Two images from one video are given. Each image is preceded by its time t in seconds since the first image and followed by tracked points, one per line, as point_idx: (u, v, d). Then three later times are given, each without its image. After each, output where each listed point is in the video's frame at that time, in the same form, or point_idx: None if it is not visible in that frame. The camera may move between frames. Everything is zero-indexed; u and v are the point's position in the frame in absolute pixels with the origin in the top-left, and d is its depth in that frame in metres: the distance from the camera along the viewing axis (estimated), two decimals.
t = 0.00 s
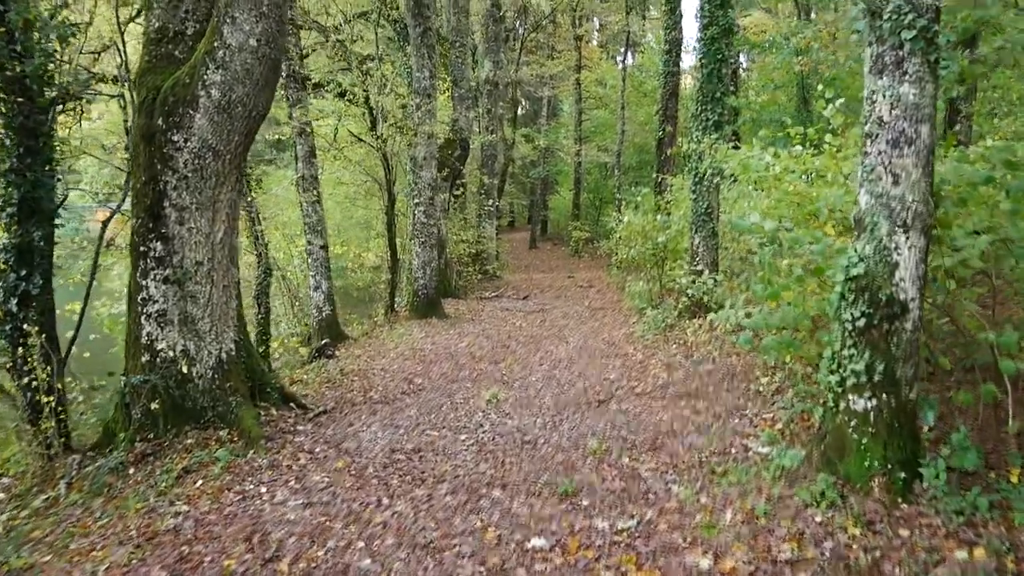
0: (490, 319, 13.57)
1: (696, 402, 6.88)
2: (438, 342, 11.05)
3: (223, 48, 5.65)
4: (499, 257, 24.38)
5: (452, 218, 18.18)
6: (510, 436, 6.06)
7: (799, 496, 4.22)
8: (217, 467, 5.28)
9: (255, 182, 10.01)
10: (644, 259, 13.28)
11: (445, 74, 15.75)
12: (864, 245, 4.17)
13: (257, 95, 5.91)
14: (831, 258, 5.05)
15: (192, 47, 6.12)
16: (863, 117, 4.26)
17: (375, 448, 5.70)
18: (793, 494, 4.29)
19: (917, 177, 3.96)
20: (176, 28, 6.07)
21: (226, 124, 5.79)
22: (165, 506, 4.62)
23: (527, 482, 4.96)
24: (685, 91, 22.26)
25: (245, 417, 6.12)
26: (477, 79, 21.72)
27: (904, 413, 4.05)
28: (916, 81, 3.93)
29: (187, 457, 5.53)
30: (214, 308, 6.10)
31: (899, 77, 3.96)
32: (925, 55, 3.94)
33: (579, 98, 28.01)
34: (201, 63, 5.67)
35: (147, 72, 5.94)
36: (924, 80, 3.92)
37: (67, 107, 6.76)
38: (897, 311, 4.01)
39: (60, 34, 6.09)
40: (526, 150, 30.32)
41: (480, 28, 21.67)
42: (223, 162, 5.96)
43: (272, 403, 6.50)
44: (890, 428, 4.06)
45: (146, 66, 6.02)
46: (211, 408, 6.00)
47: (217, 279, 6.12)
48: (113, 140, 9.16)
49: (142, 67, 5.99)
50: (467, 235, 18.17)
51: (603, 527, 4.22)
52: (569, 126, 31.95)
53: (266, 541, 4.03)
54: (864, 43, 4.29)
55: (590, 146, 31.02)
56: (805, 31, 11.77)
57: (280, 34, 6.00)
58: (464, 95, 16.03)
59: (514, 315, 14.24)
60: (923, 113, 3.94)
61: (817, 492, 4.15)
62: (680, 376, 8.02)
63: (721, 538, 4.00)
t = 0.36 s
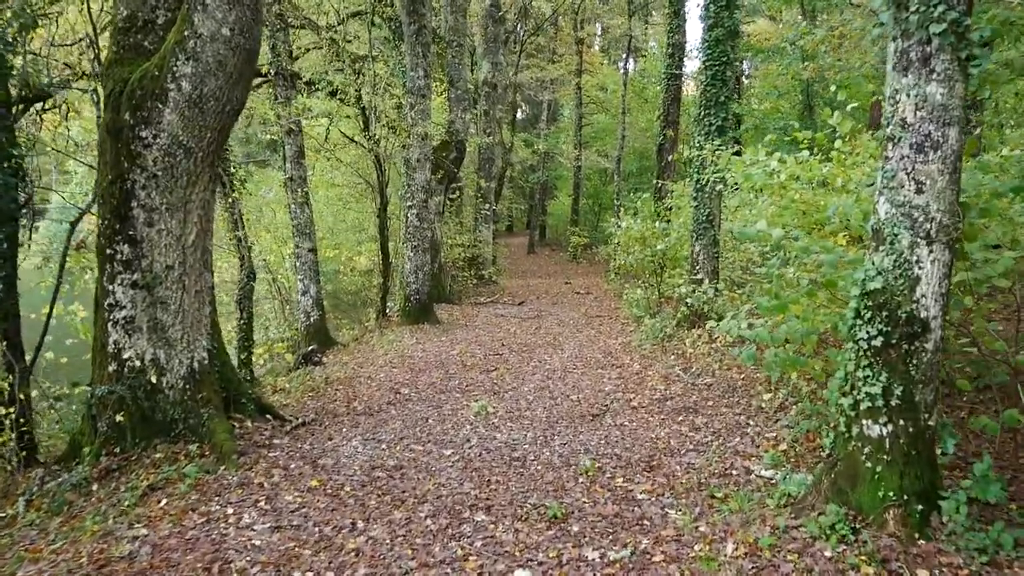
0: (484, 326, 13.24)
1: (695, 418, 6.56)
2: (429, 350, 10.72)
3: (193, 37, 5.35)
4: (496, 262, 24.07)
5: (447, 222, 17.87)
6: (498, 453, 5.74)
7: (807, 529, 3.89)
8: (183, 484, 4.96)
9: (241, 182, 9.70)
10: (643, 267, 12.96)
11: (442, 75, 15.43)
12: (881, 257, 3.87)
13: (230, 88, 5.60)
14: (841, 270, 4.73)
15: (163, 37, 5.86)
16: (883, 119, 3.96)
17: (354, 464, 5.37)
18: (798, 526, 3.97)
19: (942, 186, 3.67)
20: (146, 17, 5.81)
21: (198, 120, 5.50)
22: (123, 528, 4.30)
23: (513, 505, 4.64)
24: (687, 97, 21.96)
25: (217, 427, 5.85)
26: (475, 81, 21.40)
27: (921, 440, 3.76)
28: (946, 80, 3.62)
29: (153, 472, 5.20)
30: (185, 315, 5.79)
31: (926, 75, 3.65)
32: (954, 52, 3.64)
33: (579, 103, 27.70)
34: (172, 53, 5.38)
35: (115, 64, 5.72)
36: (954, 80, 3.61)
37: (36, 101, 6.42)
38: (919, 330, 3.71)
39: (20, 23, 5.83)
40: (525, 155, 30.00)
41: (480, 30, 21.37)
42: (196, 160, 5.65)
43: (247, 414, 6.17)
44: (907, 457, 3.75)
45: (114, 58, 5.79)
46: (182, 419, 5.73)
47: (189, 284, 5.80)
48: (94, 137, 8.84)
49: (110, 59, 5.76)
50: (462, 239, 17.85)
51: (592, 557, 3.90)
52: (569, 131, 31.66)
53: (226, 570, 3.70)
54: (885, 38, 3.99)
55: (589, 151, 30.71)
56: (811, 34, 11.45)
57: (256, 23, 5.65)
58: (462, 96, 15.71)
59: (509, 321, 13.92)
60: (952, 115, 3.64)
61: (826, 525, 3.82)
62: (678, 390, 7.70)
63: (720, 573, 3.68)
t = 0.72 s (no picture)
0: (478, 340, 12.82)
1: (699, 444, 6.15)
2: (420, 365, 10.30)
3: (167, 32, 4.94)
4: (492, 273, 23.66)
5: (443, 232, 17.48)
6: (488, 482, 5.32)
7: None
8: (142, 516, 4.54)
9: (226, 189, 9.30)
10: (643, 280, 12.56)
11: (438, 81, 15.04)
12: (909, 274, 3.45)
13: (205, 87, 5.20)
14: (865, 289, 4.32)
15: (138, 32, 5.40)
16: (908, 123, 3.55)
17: (332, 495, 4.96)
18: (820, 575, 3.55)
19: (979, 196, 3.27)
20: (120, 9, 5.35)
21: (170, 119, 5.07)
22: (69, 570, 3.88)
23: (502, 545, 4.22)
24: (687, 107, 21.60)
25: (186, 451, 5.39)
26: (472, 89, 21.01)
27: (959, 479, 3.32)
28: (980, 79, 3.23)
29: (112, 503, 4.79)
30: (154, 329, 5.34)
31: (957, 74, 3.25)
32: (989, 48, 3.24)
33: (579, 113, 27.33)
34: (144, 48, 4.96)
35: (84, 59, 5.24)
36: (990, 79, 3.22)
37: None
38: (953, 355, 3.29)
39: None
40: (523, 164, 29.62)
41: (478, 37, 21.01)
42: (168, 162, 5.21)
43: (219, 436, 5.74)
44: (943, 498, 3.30)
45: (84, 53, 5.32)
46: (149, 441, 5.28)
47: (159, 295, 5.35)
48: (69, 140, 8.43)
49: (79, 53, 5.30)
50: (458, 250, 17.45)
51: None
52: (568, 141, 31.30)
53: None
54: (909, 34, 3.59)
55: (588, 162, 30.35)
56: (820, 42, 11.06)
57: (233, 18, 5.27)
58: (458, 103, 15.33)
59: (504, 335, 13.51)
60: (986, 118, 3.24)
61: None
62: (680, 412, 7.27)
63: None
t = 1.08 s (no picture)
0: (470, 354, 12.51)
1: (700, 466, 5.84)
2: (410, 381, 9.98)
3: (129, 31, 4.63)
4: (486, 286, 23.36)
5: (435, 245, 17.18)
6: (477, 510, 5.00)
7: None
8: (104, 551, 4.21)
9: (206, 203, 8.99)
10: (638, 292, 12.26)
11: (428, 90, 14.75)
12: (939, 287, 3.16)
13: (172, 90, 4.90)
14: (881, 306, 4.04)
15: (101, 33, 5.10)
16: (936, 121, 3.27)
17: (309, 527, 4.64)
18: None
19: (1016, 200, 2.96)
20: (82, 9, 5.05)
21: (134, 125, 4.76)
22: None
23: None
24: (682, 117, 21.35)
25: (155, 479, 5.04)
26: (464, 100, 20.72)
27: (994, 515, 3.02)
28: (1017, 72, 2.94)
29: (74, 535, 4.45)
30: (121, 348, 5.00)
31: (991, 68, 2.96)
32: None
33: (572, 124, 27.04)
34: (105, 49, 4.65)
35: (44, 63, 4.95)
36: None
37: None
38: (988, 378, 2.99)
39: None
40: (516, 176, 29.34)
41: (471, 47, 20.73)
42: (134, 171, 4.89)
43: (192, 461, 5.41)
44: (976, 537, 3.01)
45: (44, 57, 5.02)
46: (116, 467, 4.95)
47: (126, 312, 5.02)
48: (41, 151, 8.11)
49: (39, 57, 5.01)
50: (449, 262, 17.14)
51: None
52: (562, 152, 31.04)
53: None
54: (938, 26, 3.31)
55: (582, 173, 30.08)
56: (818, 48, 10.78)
57: (202, 16, 4.97)
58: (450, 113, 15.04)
59: (497, 349, 13.20)
60: None
61: None
62: (678, 431, 6.96)
63: None
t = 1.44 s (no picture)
0: (478, 365, 12.18)
1: (718, 489, 5.52)
2: (415, 395, 9.64)
3: (105, 27, 4.29)
4: (495, 295, 23.04)
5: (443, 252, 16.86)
6: (480, 538, 4.66)
7: None
8: None
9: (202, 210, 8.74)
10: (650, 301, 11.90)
11: (435, 95, 14.45)
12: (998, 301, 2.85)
13: (152, 89, 4.54)
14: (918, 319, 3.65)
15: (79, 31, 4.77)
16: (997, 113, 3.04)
17: (297, 557, 4.30)
18: None
19: None
20: (59, 7, 4.74)
21: (113, 128, 4.39)
22: None
23: None
24: (694, 122, 21.01)
25: (139, 503, 4.61)
26: (472, 107, 20.43)
27: None
28: None
29: (49, 561, 4.07)
30: (101, 366, 4.58)
31: None
32: None
33: (582, 131, 26.71)
34: (81, 46, 4.31)
35: (20, 62, 4.62)
36: None
37: None
38: None
39: None
40: (526, 184, 29.03)
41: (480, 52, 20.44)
42: (113, 176, 4.49)
43: (179, 485, 5.03)
44: None
45: (19, 56, 4.69)
46: (97, 491, 4.53)
47: (106, 327, 4.60)
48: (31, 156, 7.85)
49: (15, 56, 4.68)
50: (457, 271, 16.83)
51: None
52: (572, 160, 30.74)
53: None
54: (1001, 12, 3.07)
55: (593, 180, 29.73)
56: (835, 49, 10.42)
57: (183, 10, 4.65)
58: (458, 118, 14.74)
59: (505, 360, 12.88)
60: None
61: None
62: (695, 449, 6.59)
63: None
